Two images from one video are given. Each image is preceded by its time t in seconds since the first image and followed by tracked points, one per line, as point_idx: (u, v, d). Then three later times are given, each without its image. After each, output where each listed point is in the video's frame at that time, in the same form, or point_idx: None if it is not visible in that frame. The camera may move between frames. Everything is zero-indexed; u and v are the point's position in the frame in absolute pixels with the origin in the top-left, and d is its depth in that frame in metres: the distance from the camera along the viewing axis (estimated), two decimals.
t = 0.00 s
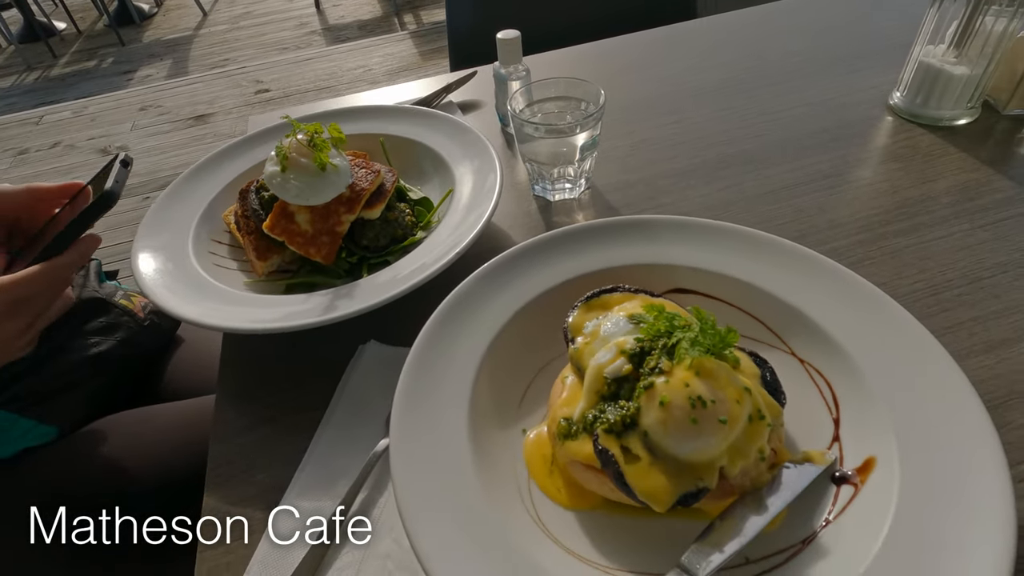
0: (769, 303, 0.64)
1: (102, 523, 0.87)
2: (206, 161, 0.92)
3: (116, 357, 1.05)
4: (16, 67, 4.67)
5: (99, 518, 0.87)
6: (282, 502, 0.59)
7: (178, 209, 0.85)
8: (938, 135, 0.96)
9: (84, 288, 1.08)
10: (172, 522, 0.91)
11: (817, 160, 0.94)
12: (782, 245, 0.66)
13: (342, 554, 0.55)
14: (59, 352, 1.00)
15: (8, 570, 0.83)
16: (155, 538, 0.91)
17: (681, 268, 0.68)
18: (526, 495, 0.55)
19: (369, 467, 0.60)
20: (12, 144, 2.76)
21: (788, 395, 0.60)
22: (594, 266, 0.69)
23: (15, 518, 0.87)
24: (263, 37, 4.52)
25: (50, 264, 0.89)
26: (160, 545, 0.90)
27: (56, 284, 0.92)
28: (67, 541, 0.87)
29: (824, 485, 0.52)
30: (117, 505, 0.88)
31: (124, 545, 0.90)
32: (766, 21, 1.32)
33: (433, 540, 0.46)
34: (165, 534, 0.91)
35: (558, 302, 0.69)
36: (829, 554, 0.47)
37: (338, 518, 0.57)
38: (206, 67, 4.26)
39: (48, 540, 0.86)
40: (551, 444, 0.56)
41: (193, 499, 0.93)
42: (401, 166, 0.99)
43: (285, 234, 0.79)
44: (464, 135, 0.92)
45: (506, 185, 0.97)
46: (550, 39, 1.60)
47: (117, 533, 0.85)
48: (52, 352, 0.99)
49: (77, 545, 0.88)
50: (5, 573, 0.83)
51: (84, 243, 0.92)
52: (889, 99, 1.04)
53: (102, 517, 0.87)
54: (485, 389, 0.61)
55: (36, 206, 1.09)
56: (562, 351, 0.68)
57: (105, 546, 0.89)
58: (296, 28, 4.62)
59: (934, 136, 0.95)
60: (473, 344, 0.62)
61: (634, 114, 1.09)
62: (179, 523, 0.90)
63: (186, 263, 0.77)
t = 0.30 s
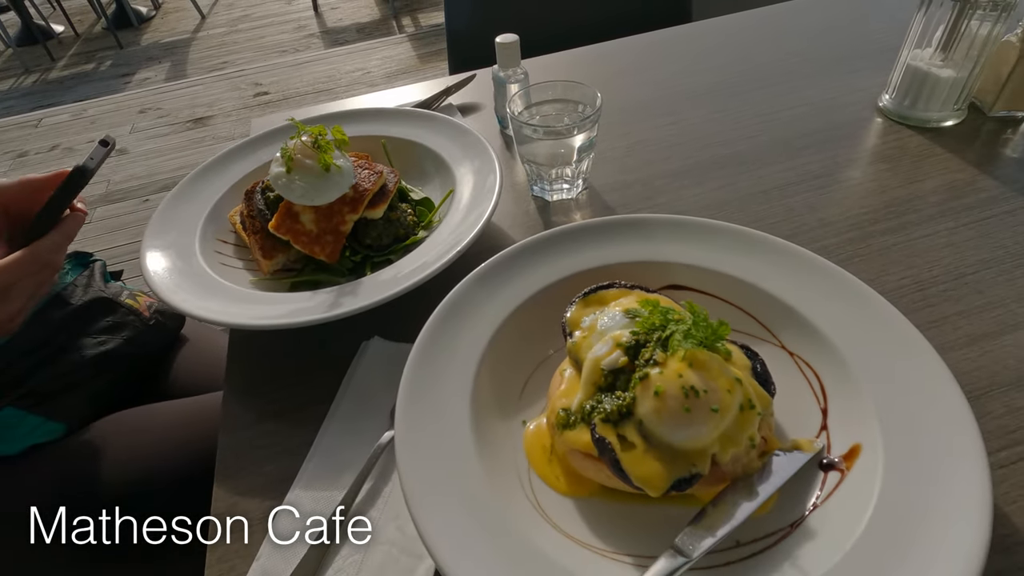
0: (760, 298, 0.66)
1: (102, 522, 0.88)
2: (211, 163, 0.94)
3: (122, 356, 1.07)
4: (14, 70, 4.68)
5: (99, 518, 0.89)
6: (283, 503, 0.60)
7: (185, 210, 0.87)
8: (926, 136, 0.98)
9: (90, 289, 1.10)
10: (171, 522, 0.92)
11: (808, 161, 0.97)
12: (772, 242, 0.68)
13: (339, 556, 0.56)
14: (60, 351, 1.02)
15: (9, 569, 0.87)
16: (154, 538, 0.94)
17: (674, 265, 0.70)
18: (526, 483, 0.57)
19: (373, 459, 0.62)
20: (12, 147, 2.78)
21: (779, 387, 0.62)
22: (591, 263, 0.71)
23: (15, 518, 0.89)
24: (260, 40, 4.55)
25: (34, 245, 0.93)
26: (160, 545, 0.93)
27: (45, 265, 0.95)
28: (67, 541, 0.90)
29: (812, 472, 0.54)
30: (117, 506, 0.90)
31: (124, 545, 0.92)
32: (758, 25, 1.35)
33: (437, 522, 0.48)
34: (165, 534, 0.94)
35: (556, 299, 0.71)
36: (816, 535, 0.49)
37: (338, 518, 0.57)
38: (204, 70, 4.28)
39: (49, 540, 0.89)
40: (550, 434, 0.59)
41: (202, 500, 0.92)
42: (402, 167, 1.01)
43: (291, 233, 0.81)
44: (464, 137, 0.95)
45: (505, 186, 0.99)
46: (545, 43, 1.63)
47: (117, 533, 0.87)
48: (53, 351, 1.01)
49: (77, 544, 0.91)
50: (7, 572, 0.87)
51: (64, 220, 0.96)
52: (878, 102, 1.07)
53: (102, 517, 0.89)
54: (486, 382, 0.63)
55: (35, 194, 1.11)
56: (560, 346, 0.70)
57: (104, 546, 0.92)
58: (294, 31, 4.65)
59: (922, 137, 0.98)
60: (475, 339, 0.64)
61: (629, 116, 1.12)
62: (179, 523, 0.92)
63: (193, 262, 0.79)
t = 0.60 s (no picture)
0: (750, 297, 0.68)
1: (103, 522, 0.90)
2: (215, 167, 0.96)
3: (125, 357, 1.08)
4: (13, 74, 4.69)
5: (99, 518, 0.90)
6: (283, 502, 0.61)
7: (189, 213, 0.89)
8: (914, 140, 1.00)
9: (94, 289, 1.11)
10: (171, 522, 0.95)
11: (799, 164, 0.99)
12: (761, 243, 0.70)
13: (339, 553, 0.57)
14: (65, 352, 1.03)
15: (9, 569, 0.88)
16: (154, 538, 0.96)
17: (667, 265, 0.72)
18: (523, 477, 0.59)
19: (374, 455, 0.64)
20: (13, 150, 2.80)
21: (768, 383, 0.64)
22: (587, 264, 0.73)
23: (15, 517, 0.90)
24: (259, 44, 4.57)
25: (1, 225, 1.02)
26: (160, 545, 0.96)
27: (15, 241, 1.03)
28: (67, 541, 0.91)
29: (799, 465, 0.56)
30: (117, 506, 0.91)
31: (124, 545, 0.94)
32: (751, 31, 1.37)
33: (437, 513, 0.50)
34: (165, 534, 0.96)
35: (552, 299, 0.73)
36: (802, 525, 0.51)
37: (338, 518, 0.59)
38: (203, 74, 4.30)
39: (49, 540, 0.89)
40: (546, 430, 0.60)
41: (206, 500, 0.95)
42: (402, 170, 1.03)
43: (293, 236, 0.83)
44: (462, 142, 0.97)
45: (503, 189, 1.01)
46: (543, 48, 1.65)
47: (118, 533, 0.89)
48: (57, 352, 1.02)
49: (77, 544, 0.92)
50: (6, 572, 0.87)
51: (28, 194, 1.07)
52: (868, 106, 1.09)
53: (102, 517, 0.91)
54: (485, 379, 0.65)
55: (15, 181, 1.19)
56: (556, 345, 0.72)
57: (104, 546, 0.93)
58: (292, 35, 4.67)
59: (911, 141, 1.00)
60: (473, 337, 0.66)
61: (624, 120, 1.14)
62: (178, 523, 0.94)
63: (198, 264, 0.80)
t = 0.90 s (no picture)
0: (738, 300, 0.70)
1: (102, 522, 0.92)
2: (216, 173, 0.98)
3: (126, 361, 1.10)
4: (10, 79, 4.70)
5: (99, 518, 0.92)
6: (284, 502, 0.62)
7: (191, 218, 0.91)
8: (900, 146, 1.03)
9: (95, 294, 1.12)
10: (171, 523, 0.96)
11: (789, 170, 1.01)
12: (750, 247, 0.72)
13: (339, 553, 0.58)
14: (66, 355, 1.04)
15: (10, 568, 0.90)
16: (154, 538, 0.97)
17: (658, 269, 0.74)
18: (519, 475, 0.61)
19: (373, 454, 0.66)
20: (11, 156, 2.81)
21: (756, 383, 0.66)
22: (580, 268, 0.75)
23: (16, 519, 0.90)
24: (257, 49, 4.59)
25: None
26: (160, 545, 0.97)
27: None
28: (67, 541, 0.93)
29: (785, 462, 0.58)
30: (116, 506, 0.92)
31: (125, 544, 0.97)
32: (742, 38, 1.40)
33: (435, 510, 0.52)
34: (165, 535, 0.98)
35: (547, 302, 0.75)
36: (787, 520, 0.52)
37: (338, 518, 0.60)
38: (200, 79, 4.32)
39: (49, 539, 0.91)
40: (541, 429, 0.62)
41: (209, 500, 0.97)
42: (399, 176, 1.05)
43: (294, 241, 0.85)
44: (459, 148, 0.99)
45: (498, 195, 1.03)
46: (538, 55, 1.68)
47: (117, 533, 0.91)
48: (59, 355, 1.03)
49: (78, 544, 0.94)
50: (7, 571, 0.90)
51: None
52: (856, 113, 1.11)
53: (102, 516, 0.92)
54: (481, 380, 0.66)
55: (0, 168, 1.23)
56: (551, 347, 0.74)
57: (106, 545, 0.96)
58: (290, 40, 4.70)
59: (897, 148, 1.02)
60: (469, 339, 0.67)
61: (618, 127, 1.16)
62: (178, 523, 0.96)
63: (200, 269, 0.82)
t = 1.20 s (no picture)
0: (726, 305, 0.72)
1: (102, 522, 0.93)
2: (215, 182, 1.00)
3: (127, 366, 1.12)
4: (8, 85, 4.72)
5: (99, 518, 0.94)
6: (284, 502, 0.64)
7: (190, 226, 0.92)
8: (887, 153, 1.05)
9: (96, 301, 1.14)
10: (171, 523, 0.98)
11: (778, 176, 1.03)
12: (738, 254, 0.74)
13: (337, 553, 0.60)
14: (68, 363, 1.05)
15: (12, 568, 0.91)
16: (155, 538, 1.01)
17: (648, 275, 0.76)
18: (512, 477, 0.62)
19: (372, 457, 0.67)
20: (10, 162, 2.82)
21: (743, 387, 0.68)
22: (572, 275, 0.77)
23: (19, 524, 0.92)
24: (255, 55, 4.62)
25: None
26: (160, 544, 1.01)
27: None
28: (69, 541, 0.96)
29: (770, 464, 0.59)
30: (117, 505, 0.94)
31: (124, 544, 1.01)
32: (733, 46, 1.42)
33: (430, 511, 0.53)
34: (165, 535, 1.01)
35: (540, 308, 0.76)
36: (772, 519, 0.54)
37: (338, 518, 0.62)
38: (198, 85, 4.34)
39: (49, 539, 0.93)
40: (534, 433, 0.64)
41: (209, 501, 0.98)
42: (396, 184, 1.07)
43: (293, 249, 0.87)
44: (454, 156, 1.01)
45: (493, 202, 1.05)
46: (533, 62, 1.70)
47: (117, 533, 0.94)
48: (61, 363, 1.05)
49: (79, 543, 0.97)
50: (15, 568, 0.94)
51: None
52: (844, 120, 1.13)
53: (102, 516, 0.93)
54: (475, 384, 0.68)
55: None
56: (543, 352, 0.75)
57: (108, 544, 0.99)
58: (288, 45, 4.72)
59: (884, 154, 1.04)
60: (464, 345, 0.69)
61: (610, 134, 1.18)
62: (177, 523, 0.98)
63: (200, 276, 0.84)
